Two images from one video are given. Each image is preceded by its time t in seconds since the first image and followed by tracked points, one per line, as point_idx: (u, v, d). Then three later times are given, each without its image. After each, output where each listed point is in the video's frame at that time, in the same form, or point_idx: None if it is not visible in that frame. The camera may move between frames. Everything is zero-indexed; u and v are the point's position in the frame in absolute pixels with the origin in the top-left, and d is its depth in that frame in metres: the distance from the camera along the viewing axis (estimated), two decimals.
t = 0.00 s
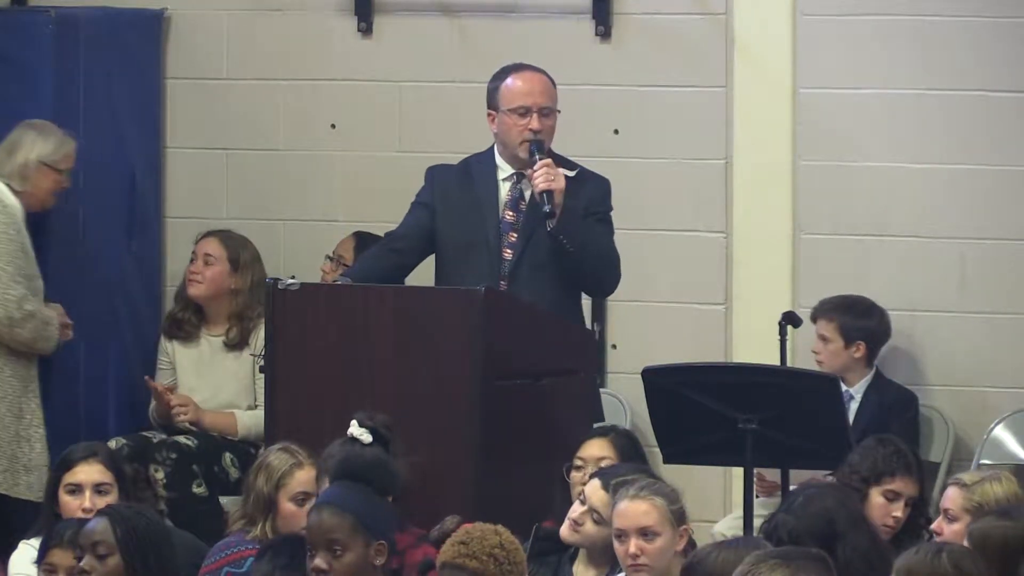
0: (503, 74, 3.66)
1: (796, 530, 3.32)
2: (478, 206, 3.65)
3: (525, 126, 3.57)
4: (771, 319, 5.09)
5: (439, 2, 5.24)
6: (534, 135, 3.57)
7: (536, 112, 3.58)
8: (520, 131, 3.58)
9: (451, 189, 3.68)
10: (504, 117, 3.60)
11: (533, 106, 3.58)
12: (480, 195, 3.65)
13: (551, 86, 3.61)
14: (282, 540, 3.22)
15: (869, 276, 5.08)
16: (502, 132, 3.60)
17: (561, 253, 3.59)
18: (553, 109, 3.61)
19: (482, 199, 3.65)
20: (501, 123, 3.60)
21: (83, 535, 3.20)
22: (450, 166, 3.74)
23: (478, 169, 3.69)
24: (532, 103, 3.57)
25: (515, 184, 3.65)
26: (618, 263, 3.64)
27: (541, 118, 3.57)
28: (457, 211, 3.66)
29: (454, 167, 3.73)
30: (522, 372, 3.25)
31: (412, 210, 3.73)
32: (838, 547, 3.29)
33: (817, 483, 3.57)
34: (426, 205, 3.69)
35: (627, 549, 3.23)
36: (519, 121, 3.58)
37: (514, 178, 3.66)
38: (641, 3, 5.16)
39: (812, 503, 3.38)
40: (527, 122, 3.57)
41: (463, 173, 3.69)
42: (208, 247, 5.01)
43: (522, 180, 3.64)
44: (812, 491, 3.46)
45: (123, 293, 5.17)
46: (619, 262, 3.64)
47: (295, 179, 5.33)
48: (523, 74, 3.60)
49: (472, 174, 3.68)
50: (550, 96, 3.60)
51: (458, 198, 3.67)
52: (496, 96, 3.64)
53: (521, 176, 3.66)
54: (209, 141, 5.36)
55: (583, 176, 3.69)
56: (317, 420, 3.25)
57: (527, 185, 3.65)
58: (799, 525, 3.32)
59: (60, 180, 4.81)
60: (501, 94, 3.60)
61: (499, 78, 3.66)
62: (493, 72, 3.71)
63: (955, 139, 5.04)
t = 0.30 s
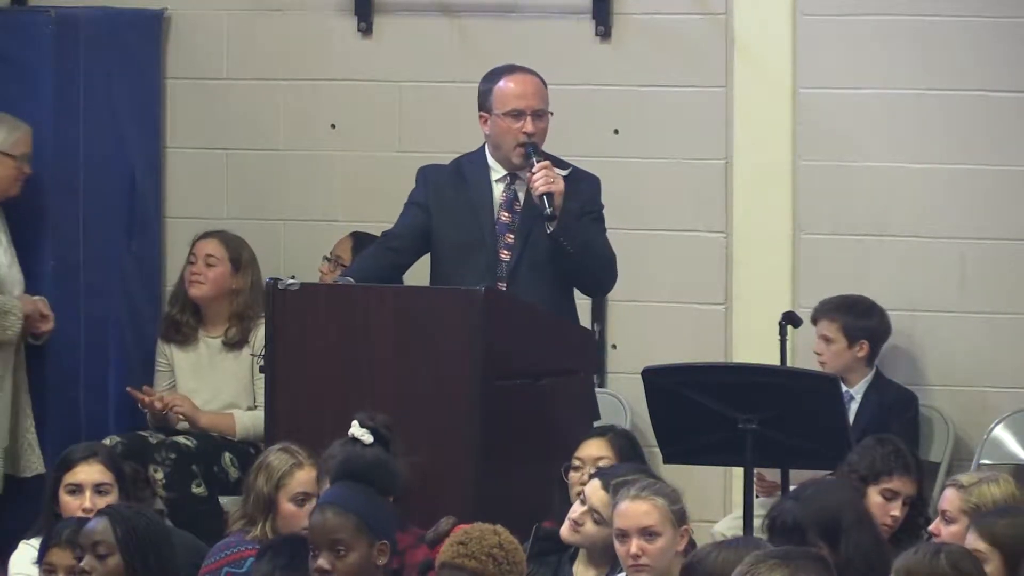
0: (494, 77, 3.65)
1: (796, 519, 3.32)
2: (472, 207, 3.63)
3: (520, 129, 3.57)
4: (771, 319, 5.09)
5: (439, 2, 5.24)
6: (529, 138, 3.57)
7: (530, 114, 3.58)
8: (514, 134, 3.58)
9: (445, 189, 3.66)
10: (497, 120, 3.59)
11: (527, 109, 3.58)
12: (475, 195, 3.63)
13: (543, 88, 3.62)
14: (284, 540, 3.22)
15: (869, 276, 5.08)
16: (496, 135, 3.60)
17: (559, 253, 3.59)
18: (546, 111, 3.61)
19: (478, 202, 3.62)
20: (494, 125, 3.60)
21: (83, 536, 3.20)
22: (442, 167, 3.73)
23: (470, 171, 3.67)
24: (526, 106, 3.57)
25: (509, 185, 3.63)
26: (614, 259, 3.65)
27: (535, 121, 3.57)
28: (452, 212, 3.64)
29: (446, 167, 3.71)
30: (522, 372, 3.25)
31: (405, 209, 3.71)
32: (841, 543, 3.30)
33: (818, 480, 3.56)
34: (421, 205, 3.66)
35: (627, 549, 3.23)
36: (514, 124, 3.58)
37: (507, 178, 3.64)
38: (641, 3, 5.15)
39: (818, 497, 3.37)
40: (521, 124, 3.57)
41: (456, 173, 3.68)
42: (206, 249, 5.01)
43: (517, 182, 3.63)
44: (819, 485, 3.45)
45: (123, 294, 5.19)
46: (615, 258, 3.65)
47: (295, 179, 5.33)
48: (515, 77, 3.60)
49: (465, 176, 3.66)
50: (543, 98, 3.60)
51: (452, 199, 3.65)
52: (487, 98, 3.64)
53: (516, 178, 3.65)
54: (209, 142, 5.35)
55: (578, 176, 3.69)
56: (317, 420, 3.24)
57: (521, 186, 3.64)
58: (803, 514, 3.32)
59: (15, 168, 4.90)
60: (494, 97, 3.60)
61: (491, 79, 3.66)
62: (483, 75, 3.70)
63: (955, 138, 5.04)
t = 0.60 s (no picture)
0: (487, 76, 3.65)
1: (807, 506, 3.31)
2: (468, 207, 3.63)
3: (516, 129, 3.57)
4: (770, 319, 5.08)
5: (439, 2, 5.24)
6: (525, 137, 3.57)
7: (525, 114, 3.58)
8: (510, 133, 3.58)
9: (441, 189, 3.66)
10: (492, 120, 3.59)
11: (522, 109, 3.58)
12: (470, 196, 3.63)
13: (537, 87, 3.61)
14: (285, 541, 3.22)
15: (869, 276, 5.08)
16: (492, 135, 3.60)
17: (556, 251, 3.60)
18: (540, 110, 3.61)
19: (473, 201, 3.62)
20: (489, 125, 3.59)
21: (84, 536, 3.21)
22: (436, 169, 3.72)
23: (465, 172, 3.66)
24: (521, 106, 3.57)
25: (504, 184, 3.63)
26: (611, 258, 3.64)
27: (531, 120, 3.57)
28: (447, 212, 3.64)
29: (440, 168, 3.71)
30: (523, 371, 3.25)
31: (401, 214, 3.68)
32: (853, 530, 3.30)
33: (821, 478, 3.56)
34: (417, 209, 3.65)
35: (628, 549, 3.23)
36: (509, 123, 3.57)
37: (502, 178, 3.64)
38: (641, 3, 5.16)
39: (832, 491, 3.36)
40: (517, 124, 3.57)
41: (450, 174, 3.68)
42: (205, 252, 5.01)
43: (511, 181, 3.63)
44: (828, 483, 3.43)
45: (124, 295, 5.19)
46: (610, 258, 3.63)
47: (295, 179, 5.33)
48: (509, 76, 3.60)
49: (460, 175, 3.66)
50: (537, 97, 3.60)
51: (448, 199, 3.64)
52: (481, 98, 3.63)
53: (510, 176, 3.65)
54: (209, 142, 5.35)
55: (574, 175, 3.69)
56: (318, 420, 3.24)
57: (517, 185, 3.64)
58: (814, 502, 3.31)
59: None
60: (488, 97, 3.59)
61: (484, 78, 3.65)
62: (476, 74, 3.69)
63: (955, 139, 5.04)
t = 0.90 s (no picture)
0: (483, 78, 3.65)
1: (808, 505, 3.32)
2: (465, 208, 3.63)
3: (511, 128, 3.57)
4: (770, 319, 5.08)
5: (439, 2, 5.24)
6: (521, 137, 3.57)
7: (521, 114, 3.58)
8: (505, 133, 3.58)
9: (438, 190, 3.66)
10: (487, 121, 3.59)
11: (518, 109, 3.58)
12: (468, 196, 3.63)
13: (533, 88, 3.62)
14: (285, 541, 3.23)
15: (869, 277, 5.08)
16: (487, 135, 3.60)
17: (553, 250, 3.59)
18: (536, 110, 3.61)
19: (471, 202, 3.63)
20: (485, 126, 3.59)
21: (84, 537, 3.21)
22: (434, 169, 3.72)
23: (461, 173, 3.66)
24: (516, 106, 3.57)
25: (501, 184, 3.64)
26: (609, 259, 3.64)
27: (526, 120, 3.57)
28: (445, 213, 3.64)
29: (437, 170, 3.71)
30: (523, 371, 3.25)
31: (399, 216, 3.69)
32: (856, 531, 3.30)
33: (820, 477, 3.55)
34: (415, 209, 3.65)
35: (628, 549, 3.23)
36: (505, 124, 3.57)
37: (499, 178, 3.65)
38: (641, 3, 5.16)
39: (833, 491, 3.35)
40: (512, 124, 3.57)
41: (448, 175, 3.68)
42: (205, 252, 5.01)
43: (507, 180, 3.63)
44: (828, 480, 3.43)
45: (124, 295, 5.18)
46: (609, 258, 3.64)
47: (296, 181, 5.33)
48: (504, 77, 3.61)
49: (457, 175, 3.66)
50: (532, 98, 3.60)
51: (445, 200, 3.64)
52: (477, 100, 3.63)
53: (506, 176, 3.65)
54: (209, 142, 5.36)
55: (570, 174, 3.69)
56: (318, 420, 3.24)
57: (513, 185, 3.64)
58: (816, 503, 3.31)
59: None
60: (484, 98, 3.60)
61: (480, 80, 3.66)
62: (472, 77, 3.70)
63: (955, 138, 5.04)
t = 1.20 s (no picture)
0: (482, 78, 3.66)
1: (808, 507, 3.32)
2: (465, 208, 3.63)
3: (509, 128, 3.57)
4: (771, 320, 5.08)
5: (439, 2, 5.24)
6: (520, 136, 3.57)
7: (519, 114, 3.58)
8: (504, 132, 3.57)
9: (438, 190, 3.66)
10: (486, 120, 3.60)
11: (516, 109, 3.57)
12: (468, 196, 3.63)
13: (531, 87, 3.61)
14: (285, 540, 3.22)
15: (869, 277, 5.08)
16: (487, 135, 3.60)
17: (552, 248, 3.59)
18: (535, 110, 3.61)
19: (470, 202, 3.62)
20: (484, 125, 3.60)
21: (84, 537, 3.20)
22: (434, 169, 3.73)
23: (461, 173, 3.66)
24: (515, 105, 3.57)
25: (500, 184, 3.64)
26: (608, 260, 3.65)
27: (524, 119, 3.57)
28: (445, 213, 3.64)
29: (438, 170, 3.71)
30: (523, 371, 3.24)
31: (398, 215, 3.70)
32: (857, 532, 3.30)
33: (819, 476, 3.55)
34: (415, 209, 3.65)
35: (628, 549, 3.23)
36: (504, 123, 3.57)
37: (499, 178, 3.65)
38: (641, 3, 5.16)
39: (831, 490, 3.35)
40: (511, 124, 3.57)
41: (448, 175, 3.68)
42: (205, 251, 5.01)
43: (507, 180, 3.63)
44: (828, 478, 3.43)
45: (124, 295, 5.18)
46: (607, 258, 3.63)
47: (295, 182, 5.33)
48: (503, 77, 3.61)
49: (457, 175, 3.66)
50: (531, 98, 3.60)
51: (444, 200, 3.64)
52: (476, 100, 3.64)
53: (505, 176, 3.65)
54: (209, 141, 5.36)
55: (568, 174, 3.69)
56: (318, 420, 3.25)
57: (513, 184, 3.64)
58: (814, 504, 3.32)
59: None
60: (483, 98, 3.60)
61: (479, 80, 3.66)
62: (472, 77, 3.71)
63: (955, 138, 5.04)
